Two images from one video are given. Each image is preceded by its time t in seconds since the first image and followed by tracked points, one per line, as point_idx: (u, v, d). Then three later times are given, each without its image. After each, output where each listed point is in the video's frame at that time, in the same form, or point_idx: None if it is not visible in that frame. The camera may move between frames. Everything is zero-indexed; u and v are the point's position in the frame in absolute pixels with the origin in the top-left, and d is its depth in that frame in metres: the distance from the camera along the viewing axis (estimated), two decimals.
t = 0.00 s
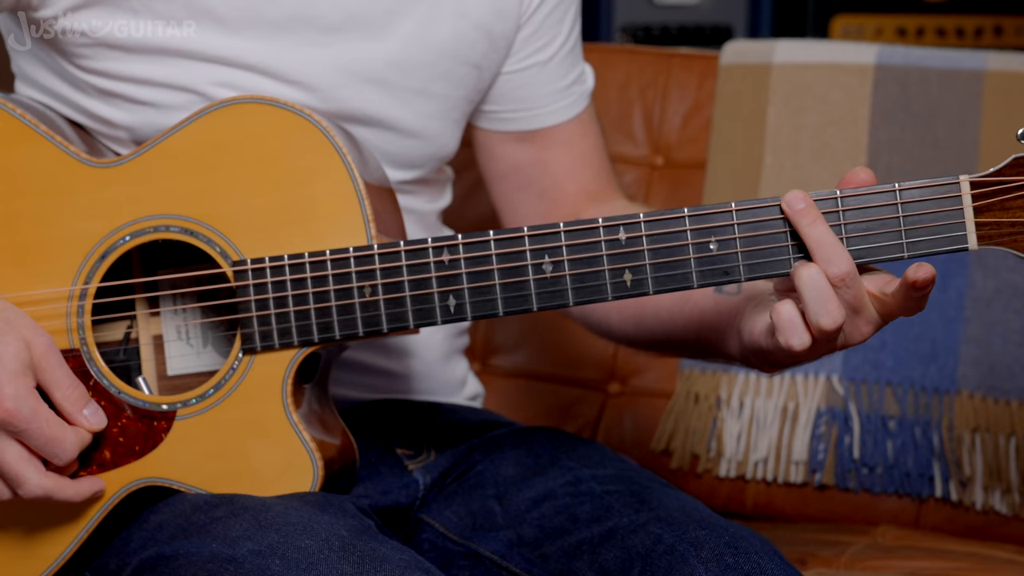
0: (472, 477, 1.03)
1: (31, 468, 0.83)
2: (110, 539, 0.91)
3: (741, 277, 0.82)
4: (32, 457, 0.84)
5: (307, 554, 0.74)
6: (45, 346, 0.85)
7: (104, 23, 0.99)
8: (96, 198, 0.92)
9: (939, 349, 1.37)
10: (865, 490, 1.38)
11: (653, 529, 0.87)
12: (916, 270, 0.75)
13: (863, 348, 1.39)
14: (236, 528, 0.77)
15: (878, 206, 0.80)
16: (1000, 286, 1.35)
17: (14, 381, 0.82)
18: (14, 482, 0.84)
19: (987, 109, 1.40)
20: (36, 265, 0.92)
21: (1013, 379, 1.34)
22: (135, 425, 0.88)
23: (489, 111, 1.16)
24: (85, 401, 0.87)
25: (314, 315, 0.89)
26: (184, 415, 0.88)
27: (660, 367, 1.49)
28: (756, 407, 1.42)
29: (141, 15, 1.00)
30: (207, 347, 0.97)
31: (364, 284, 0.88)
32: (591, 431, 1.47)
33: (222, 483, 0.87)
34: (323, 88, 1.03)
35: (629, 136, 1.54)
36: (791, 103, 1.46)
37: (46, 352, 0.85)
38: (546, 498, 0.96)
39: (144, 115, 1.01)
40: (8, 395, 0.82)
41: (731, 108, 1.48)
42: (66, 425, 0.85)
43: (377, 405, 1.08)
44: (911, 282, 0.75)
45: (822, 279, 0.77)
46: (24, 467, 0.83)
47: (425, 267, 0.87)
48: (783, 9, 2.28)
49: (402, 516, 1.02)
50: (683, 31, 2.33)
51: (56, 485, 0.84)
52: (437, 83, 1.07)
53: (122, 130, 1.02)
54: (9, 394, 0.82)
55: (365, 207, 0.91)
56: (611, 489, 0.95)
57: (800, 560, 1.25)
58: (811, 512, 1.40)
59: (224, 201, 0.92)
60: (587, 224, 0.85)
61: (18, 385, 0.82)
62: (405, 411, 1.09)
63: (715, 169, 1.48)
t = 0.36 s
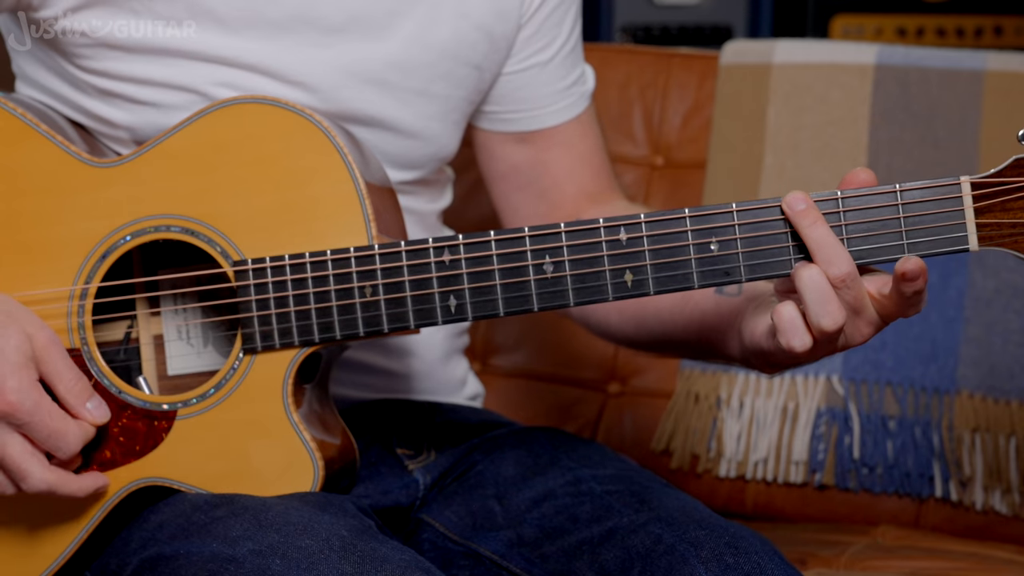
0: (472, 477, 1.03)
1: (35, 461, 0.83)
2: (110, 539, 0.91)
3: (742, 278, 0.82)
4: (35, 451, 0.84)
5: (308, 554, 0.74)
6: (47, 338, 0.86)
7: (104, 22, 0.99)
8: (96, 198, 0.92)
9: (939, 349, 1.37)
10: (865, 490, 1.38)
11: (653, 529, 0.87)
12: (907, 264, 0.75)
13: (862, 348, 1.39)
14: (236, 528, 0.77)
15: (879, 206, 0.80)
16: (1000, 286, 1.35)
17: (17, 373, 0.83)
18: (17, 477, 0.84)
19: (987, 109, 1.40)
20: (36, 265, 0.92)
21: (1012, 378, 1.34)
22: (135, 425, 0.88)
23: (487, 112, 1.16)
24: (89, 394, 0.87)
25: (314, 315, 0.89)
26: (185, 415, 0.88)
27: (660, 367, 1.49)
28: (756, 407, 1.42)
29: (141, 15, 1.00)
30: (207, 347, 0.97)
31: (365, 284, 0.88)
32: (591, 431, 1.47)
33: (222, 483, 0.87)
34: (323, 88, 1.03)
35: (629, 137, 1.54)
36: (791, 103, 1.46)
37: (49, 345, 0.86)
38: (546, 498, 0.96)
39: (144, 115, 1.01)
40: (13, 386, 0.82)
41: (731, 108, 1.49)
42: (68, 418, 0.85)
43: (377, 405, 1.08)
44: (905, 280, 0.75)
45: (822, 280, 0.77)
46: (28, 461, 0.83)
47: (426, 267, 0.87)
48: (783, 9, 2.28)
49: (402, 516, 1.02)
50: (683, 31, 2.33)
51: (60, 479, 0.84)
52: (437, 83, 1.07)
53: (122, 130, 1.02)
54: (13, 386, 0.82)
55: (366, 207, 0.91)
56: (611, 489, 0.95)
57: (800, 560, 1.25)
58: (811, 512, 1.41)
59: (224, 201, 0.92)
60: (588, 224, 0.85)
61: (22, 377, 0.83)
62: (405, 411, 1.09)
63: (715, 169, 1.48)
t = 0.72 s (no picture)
0: (473, 477, 1.02)
1: (104, 347, 0.83)
2: (109, 539, 0.90)
3: (745, 280, 0.82)
4: (100, 340, 0.83)
5: (309, 553, 0.74)
6: (62, 242, 0.84)
7: (104, 22, 0.99)
8: (97, 199, 0.92)
9: (939, 349, 1.37)
10: (865, 490, 1.38)
11: (654, 529, 0.87)
12: (878, 266, 0.77)
13: (862, 349, 1.39)
14: (237, 527, 0.77)
15: (882, 209, 0.80)
16: (1000, 286, 1.35)
17: (55, 279, 0.82)
18: (99, 372, 0.83)
19: (987, 109, 1.40)
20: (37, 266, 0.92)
21: (1012, 379, 1.34)
22: (137, 424, 0.88)
23: (469, 118, 1.15)
24: (124, 266, 0.84)
25: (317, 315, 0.89)
26: (186, 414, 0.88)
27: (659, 366, 1.48)
28: (756, 407, 1.42)
29: (142, 15, 1.00)
30: (209, 346, 0.97)
31: (367, 284, 0.88)
32: (590, 431, 1.47)
33: (224, 482, 0.87)
34: (323, 89, 1.02)
35: (629, 136, 1.54)
36: (791, 103, 1.46)
37: (69, 244, 0.83)
38: (546, 498, 0.96)
39: (145, 115, 1.01)
40: (45, 292, 0.82)
41: (731, 108, 1.49)
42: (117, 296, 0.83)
43: (377, 404, 1.08)
44: (880, 286, 0.77)
45: (824, 282, 0.76)
46: (93, 351, 0.82)
47: (429, 268, 0.87)
48: (783, 8, 2.28)
49: (403, 515, 1.02)
50: (683, 31, 2.33)
51: (134, 357, 0.83)
52: (440, 90, 1.07)
53: (123, 131, 1.02)
54: (47, 291, 0.82)
55: (370, 209, 0.90)
56: (611, 489, 0.95)
57: (800, 560, 1.25)
58: (811, 512, 1.41)
59: (225, 201, 0.92)
60: (591, 225, 0.85)
61: (52, 279, 0.82)
62: (406, 410, 1.09)
63: (715, 169, 1.48)
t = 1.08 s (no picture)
0: (473, 477, 1.02)
1: (103, 364, 0.83)
2: (110, 539, 0.90)
3: (745, 281, 0.82)
4: (101, 355, 0.83)
5: (308, 554, 0.74)
6: (68, 249, 0.83)
7: (104, 23, 0.99)
8: (97, 199, 0.92)
9: (939, 349, 1.37)
10: (865, 490, 1.39)
11: (654, 529, 0.87)
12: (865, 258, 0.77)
13: (862, 349, 1.39)
14: (237, 527, 0.77)
15: (883, 210, 0.80)
16: (1000, 286, 1.35)
17: (64, 287, 0.82)
18: (95, 386, 0.83)
19: (987, 109, 1.40)
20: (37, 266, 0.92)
21: (1012, 379, 1.34)
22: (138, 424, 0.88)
23: (469, 119, 1.15)
24: (130, 279, 0.83)
25: (317, 316, 0.89)
26: (186, 414, 0.88)
27: (660, 366, 1.49)
28: (756, 407, 1.42)
29: (142, 16, 1.00)
30: (209, 347, 0.97)
31: (367, 284, 0.88)
32: (591, 431, 1.48)
33: (224, 482, 0.87)
34: (323, 90, 1.02)
35: (629, 136, 1.54)
36: (791, 103, 1.46)
37: (77, 253, 0.83)
38: (546, 498, 0.96)
39: (145, 116, 1.01)
40: (57, 298, 0.81)
41: (731, 108, 1.49)
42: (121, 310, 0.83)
43: (378, 405, 1.08)
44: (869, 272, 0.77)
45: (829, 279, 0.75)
46: (94, 367, 0.82)
47: (429, 269, 0.87)
48: (783, 8, 2.28)
49: (403, 515, 1.02)
50: (683, 31, 2.33)
51: (136, 374, 0.83)
52: (439, 92, 1.07)
53: (123, 131, 1.02)
54: (57, 298, 0.81)
55: (370, 210, 0.90)
56: (611, 489, 0.95)
57: (800, 559, 1.25)
58: (811, 512, 1.41)
59: (225, 202, 0.92)
60: (591, 227, 0.85)
61: (62, 288, 0.82)
62: (406, 411, 1.09)
63: (715, 169, 1.48)
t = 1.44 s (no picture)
0: (472, 477, 1.03)
1: (29, 469, 0.82)
2: (109, 539, 0.90)
3: (741, 277, 0.82)
4: (27, 459, 0.83)
5: (307, 554, 0.74)
6: (29, 347, 0.84)
7: (104, 22, 0.99)
8: (96, 198, 0.92)
9: (939, 349, 1.37)
10: (865, 490, 1.38)
11: (653, 529, 0.87)
12: (859, 253, 0.78)
13: (862, 348, 1.39)
14: (236, 528, 0.77)
15: (878, 206, 0.80)
16: (1000, 286, 1.35)
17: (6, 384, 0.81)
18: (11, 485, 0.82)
19: (987, 109, 1.40)
20: (36, 266, 0.92)
21: (1013, 379, 1.34)
22: (135, 425, 0.88)
23: (469, 119, 1.15)
24: (76, 398, 0.86)
25: (313, 315, 0.89)
26: (184, 415, 0.88)
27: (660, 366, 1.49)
28: (756, 408, 1.42)
29: (144, 15, 0.99)
30: (206, 347, 0.97)
31: (363, 284, 0.88)
32: (590, 430, 1.48)
33: (221, 482, 0.87)
34: (323, 90, 1.03)
35: (629, 137, 1.54)
36: (791, 103, 1.46)
37: (32, 354, 0.84)
38: (546, 498, 0.96)
39: (145, 115, 1.01)
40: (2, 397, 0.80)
41: (731, 108, 1.49)
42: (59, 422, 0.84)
43: (377, 405, 1.09)
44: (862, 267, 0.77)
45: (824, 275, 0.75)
46: (21, 469, 0.81)
47: (425, 267, 0.87)
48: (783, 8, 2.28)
49: (401, 515, 1.02)
50: (683, 31, 2.34)
51: (53, 485, 0.83)
52: (439, 91, 1.07)
53: (122, 130, 1.02)
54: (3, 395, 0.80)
55: (365, 208, 0.91)
56: (611, 489, 0.95)
57: (800, 560, 1.25)
58: (811, 512, 1.41)
59: (224, 201, 0.92)
60: (587, 224, 0.85)
61: (11, 386, 0.81)
62: (405, 411, 1.09)
63: (715, 169, 1.48)
